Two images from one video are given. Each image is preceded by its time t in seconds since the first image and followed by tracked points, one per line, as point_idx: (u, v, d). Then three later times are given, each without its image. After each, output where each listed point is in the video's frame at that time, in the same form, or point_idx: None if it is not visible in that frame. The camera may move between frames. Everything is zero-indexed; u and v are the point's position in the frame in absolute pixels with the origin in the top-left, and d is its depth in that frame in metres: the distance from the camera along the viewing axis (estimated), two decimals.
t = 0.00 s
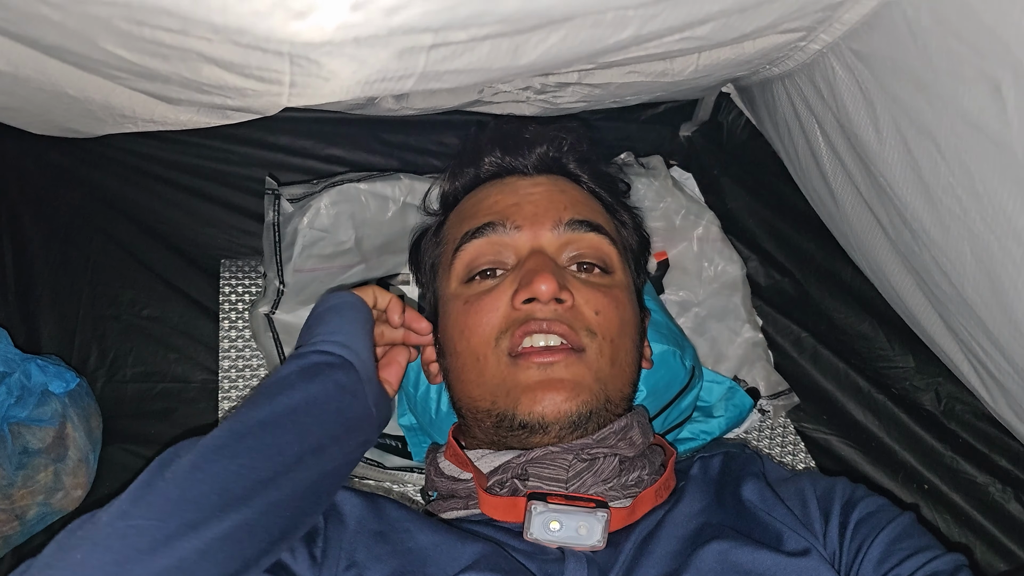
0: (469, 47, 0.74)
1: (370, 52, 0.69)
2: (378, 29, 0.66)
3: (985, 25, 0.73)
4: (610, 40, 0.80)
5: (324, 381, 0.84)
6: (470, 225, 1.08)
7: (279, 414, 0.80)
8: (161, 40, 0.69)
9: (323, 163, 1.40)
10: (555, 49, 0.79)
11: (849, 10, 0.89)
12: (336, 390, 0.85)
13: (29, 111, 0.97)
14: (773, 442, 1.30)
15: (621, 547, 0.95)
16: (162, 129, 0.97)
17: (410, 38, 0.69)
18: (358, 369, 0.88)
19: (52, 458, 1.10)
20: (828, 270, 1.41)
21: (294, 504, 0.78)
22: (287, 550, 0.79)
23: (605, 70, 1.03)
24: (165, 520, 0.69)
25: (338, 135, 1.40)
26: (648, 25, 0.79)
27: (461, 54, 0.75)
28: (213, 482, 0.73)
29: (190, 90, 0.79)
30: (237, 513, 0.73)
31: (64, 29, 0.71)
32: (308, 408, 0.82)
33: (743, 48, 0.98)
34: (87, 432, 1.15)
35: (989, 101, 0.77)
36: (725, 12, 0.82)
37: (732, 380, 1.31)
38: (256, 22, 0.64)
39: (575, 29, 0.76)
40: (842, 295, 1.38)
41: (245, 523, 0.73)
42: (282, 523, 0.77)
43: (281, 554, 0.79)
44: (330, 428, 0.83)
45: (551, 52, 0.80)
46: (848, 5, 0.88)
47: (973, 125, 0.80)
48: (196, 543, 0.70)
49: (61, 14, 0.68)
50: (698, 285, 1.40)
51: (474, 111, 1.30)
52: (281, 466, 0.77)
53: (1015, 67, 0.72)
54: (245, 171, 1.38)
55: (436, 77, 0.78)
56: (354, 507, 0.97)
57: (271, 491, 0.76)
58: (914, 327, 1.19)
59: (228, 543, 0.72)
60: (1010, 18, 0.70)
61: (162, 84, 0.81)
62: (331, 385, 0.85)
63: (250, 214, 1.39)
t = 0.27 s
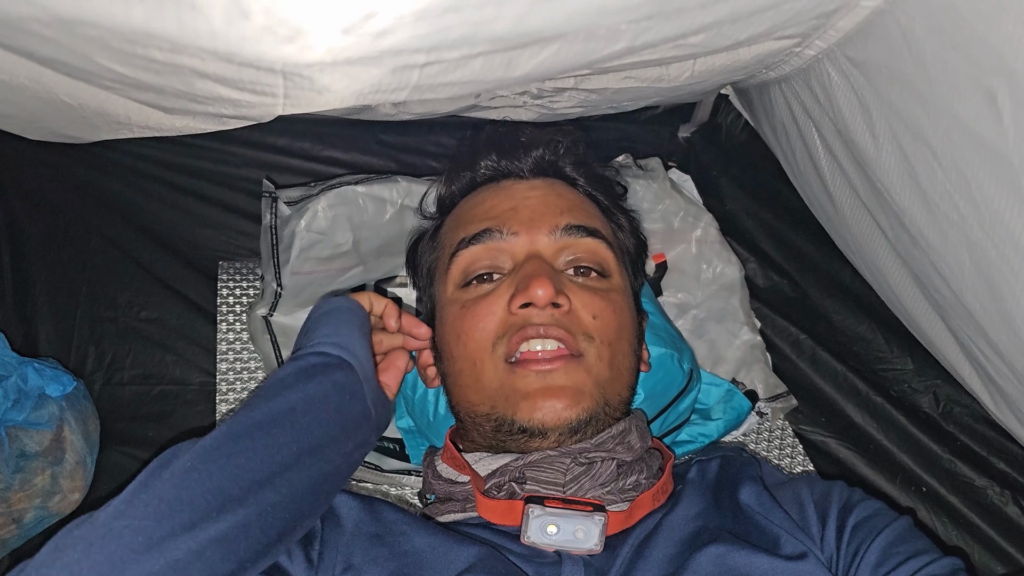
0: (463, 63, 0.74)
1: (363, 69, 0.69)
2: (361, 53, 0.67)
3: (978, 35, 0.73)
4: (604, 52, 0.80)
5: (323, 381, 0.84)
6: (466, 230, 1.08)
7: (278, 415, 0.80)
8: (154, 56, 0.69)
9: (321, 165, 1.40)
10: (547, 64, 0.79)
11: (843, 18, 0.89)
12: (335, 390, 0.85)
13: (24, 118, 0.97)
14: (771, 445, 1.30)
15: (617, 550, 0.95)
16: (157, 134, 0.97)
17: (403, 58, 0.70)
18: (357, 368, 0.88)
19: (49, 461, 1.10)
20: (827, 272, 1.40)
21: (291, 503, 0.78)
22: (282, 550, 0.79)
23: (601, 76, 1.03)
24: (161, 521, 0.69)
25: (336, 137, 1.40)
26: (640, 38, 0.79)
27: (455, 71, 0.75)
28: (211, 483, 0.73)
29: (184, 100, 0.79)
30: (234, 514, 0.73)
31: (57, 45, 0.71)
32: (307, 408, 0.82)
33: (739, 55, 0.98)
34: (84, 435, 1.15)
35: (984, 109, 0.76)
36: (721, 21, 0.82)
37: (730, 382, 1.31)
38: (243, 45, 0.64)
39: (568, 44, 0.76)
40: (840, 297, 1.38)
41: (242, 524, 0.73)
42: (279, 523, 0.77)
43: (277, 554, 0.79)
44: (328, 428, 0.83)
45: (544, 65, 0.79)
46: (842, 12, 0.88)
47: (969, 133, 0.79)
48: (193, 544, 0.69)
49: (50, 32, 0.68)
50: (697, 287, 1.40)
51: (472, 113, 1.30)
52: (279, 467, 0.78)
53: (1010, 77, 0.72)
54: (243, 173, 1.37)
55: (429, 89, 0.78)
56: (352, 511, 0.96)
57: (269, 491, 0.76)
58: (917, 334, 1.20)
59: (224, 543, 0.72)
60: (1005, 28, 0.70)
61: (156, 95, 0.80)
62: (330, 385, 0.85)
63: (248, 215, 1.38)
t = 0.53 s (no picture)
0: (466, 54, 0.74)
1: (365, 59, 0.69)
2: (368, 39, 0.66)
3: (982, 38, 0.73)
4: (608, 49, 0.80)
5: (321, 373, 0.85)
6: (470, 230, 1.07)
7: (276, 408, 0.80)
8: (156, 46, 0.69)
9: (322, 163, 1.40)
10: (551, 57, 0.79)
11: (847, 18, 0.88)
12: (333, 380, 0.85)
13: (24, 114, 0.97)
14: (774, 444, 1.30)
15: (620, 549, 0.95)
16: (159, 131, 0.97)
17: (407, 46, 0.69)
18: (356, 359, 0.89)
19: (51, 459, 1.10)
20: (828, 271, 1.40)
21: (294, 498, 0.77)
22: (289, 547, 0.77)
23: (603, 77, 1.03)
24: (157, 519, 0.69)
25: (337, 135, 1.40)
26: (645, 34, 0.79)
27: (458, 63, 0.75)
28: (208, 480, 0.72)
29: (185, 95, 0.79)
30: (233, 510, 0.72)
31: (59, 37, 0.71)
32: (304, 400, 0.82)
33: (742, 55, 0.98)
34: (86, 433, 1.15)
35: (985, 113, 0.76)
36: (724, 20, 0.82)
37: (732, 381, 1.31)
38: (249, 27, 0.64)
39: (572, 38, 0.76)
40: (842, 296, 1.38)
41: (242, 520, 0.72)
42: (283, 518, 0.76)
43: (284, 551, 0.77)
44: (329, 419, 0.83)
45: (547, 60, 0.79)
46: (845, 13, 0.87)
47: (969, 135, 0.79)
48: (191, 541, 0.69)
49: (53, 23, 0.68)
50: (698, 285, 1.40)
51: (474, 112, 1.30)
52: (278, 460, 0.77)
53: (1012, 80, 0.72)
54: (244, 171, 1.37)
55: (432, 83, 0.78)
56: (354, 510, 0.96)
57: (269, 485, 0.75)
58: (906, 324, 1.18)
59: (224, 541, 0.71)
60: (1007, 31, 0.70)
61: (158, 89, 0.80)
62: (327, 377, 0.85)
63: (249, 213, 1.38)
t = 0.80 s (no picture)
0: (467, 45, 0.74)
1: (366, 46, 0.68)
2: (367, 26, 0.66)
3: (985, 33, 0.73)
4: (610, 41, 0.80)
5: (329, 370, 0.85)
6: (472, 229, 1.07)
7: (283, 406, 0.80)
8: (154, 33, 0.69)
9: (322, 161, 1.39)
10: (552, 49, 0.79)
11: (850, 14, 0.88)
12: (342, 376, 0.85)
13: (23, 109, 0.96)
14: (774, 443, 1.30)
15: (621, 548, 0.95)
16: (158, 126, 0.97)
17: (406, 34, 0.68)
18: (366, 356, 0.89)
19: (50, 458, 1.09)
20: (828, 270, 1.40)
21: (302, 498, 0.77)
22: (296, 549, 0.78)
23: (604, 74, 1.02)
24: (162, 526, 0.68)
25: (337, 132, 1.39)
26: (647, 26, 0.79)
27: (456, 54, 0.75)
28: (214, 484, 0.72)
29: (184, 87, 0.79)
30: (240, 515, 0.72)
31: (59, 24, 0.71)
32: (312, 398, 0.82)
33: (744, 52, 0.97)
34: (85, 431, 1.14)
35: (988, 110, 0.76)
36: (726, 15, 0.82)
37: (732, 380, 1.31)
38: (248, 13, 0.63)
39: (573, 28, 0.76)
40: (842, 295, 1.38)
41: (248, 525, 0.72)
42: (291, 520, 0.76)
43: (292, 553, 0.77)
44: (337, 417, 0.83)
45: (549, 51, 0.79)
46: (849, 9, 0.87)
47: (971, 134, 0.79)
48: (196, 548, 0.68)
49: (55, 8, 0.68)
50: (698, 284, 1.40)
51: (475, 109, 1.29)
52: (285, 462, 0.77)
53: (1015, 78, 0.71)
54: (244, 169, 1.37)
55: (432, 75, 0.77)
56: (354, 509, 0.96)
57: (276, 489, 0.75)
58: (910, 329, 1.19)
59: (230, 547, 0.71)
60: (1011, 28, 0.70)
61: (158, 81, 0.80)
62: (336, 374, 0.85)
63: (249, 212, 1.38)
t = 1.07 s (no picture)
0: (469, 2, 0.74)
1: None
2: None
3: (1000, 23, 0.73)
4: (617, 16, 0.79)
5: (318, 367, 0.84)
6: (485, 225, 1.07)
7: (274, 405, 0.79)
8: None
9: (323, 159, 1.39)
10: (560, 24, 0.78)
11: (858, 6, 0.89)
12: (331, 373, 0.84)
13: (23, 105, 0.96)
14: (775, 442, 1.30)
15: (623, 547, 0.95)
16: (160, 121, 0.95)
17: None
18: (356, 353, 0.87)
19: (51, 456, 1.09)
20: (829, 269, 1.40)
21: (294, 495, 0.77)
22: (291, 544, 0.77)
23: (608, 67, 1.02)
24: (150, 525, 0.69)
25: (338, 131, 1.39)
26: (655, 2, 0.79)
27: (465, 16, 0.75)
28: (202, 481, 0.72)
29: (188, 78, 0.79)
30: (228, 512, 0.72)
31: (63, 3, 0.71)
32: (302, 396, 0.81)
33: (749, 45, 0.98)
34: (87, 429, 1.14)
35: (1005, 99, 0.76)
36: None
37: (734, 379, 1.30)
38: None
39: None
40: (843, 294, 1.38)
41: (238, 521, 0.72)
42: (283, 517, 0.76)
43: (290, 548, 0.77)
44: (328, 413, 0.82)
45: (556, 27, 0.79)
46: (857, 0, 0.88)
47: (986, 124, 0.79)
48: (185, 545, 0.69)
49: None
50: (699, 283, 1.40)
51: (480, 105, 1.29)
52: (274, 458, 0.76)
53: None
54: (245, 167, 1.37)
55: (438, 52, 0.77)
56: (356, 509, 0.96)
57: (265, 485, 0.75)
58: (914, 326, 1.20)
59: (220, 543, 0.71)
60: None
61: (162, 73, 0.80)
62: (326, 371, 0.84)
63: (250, 210, 1.38)
